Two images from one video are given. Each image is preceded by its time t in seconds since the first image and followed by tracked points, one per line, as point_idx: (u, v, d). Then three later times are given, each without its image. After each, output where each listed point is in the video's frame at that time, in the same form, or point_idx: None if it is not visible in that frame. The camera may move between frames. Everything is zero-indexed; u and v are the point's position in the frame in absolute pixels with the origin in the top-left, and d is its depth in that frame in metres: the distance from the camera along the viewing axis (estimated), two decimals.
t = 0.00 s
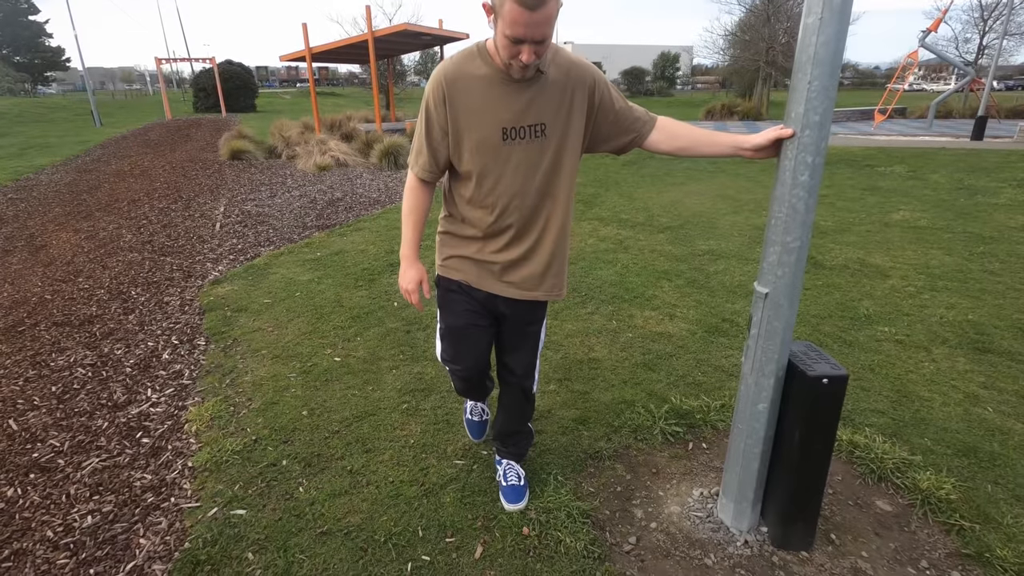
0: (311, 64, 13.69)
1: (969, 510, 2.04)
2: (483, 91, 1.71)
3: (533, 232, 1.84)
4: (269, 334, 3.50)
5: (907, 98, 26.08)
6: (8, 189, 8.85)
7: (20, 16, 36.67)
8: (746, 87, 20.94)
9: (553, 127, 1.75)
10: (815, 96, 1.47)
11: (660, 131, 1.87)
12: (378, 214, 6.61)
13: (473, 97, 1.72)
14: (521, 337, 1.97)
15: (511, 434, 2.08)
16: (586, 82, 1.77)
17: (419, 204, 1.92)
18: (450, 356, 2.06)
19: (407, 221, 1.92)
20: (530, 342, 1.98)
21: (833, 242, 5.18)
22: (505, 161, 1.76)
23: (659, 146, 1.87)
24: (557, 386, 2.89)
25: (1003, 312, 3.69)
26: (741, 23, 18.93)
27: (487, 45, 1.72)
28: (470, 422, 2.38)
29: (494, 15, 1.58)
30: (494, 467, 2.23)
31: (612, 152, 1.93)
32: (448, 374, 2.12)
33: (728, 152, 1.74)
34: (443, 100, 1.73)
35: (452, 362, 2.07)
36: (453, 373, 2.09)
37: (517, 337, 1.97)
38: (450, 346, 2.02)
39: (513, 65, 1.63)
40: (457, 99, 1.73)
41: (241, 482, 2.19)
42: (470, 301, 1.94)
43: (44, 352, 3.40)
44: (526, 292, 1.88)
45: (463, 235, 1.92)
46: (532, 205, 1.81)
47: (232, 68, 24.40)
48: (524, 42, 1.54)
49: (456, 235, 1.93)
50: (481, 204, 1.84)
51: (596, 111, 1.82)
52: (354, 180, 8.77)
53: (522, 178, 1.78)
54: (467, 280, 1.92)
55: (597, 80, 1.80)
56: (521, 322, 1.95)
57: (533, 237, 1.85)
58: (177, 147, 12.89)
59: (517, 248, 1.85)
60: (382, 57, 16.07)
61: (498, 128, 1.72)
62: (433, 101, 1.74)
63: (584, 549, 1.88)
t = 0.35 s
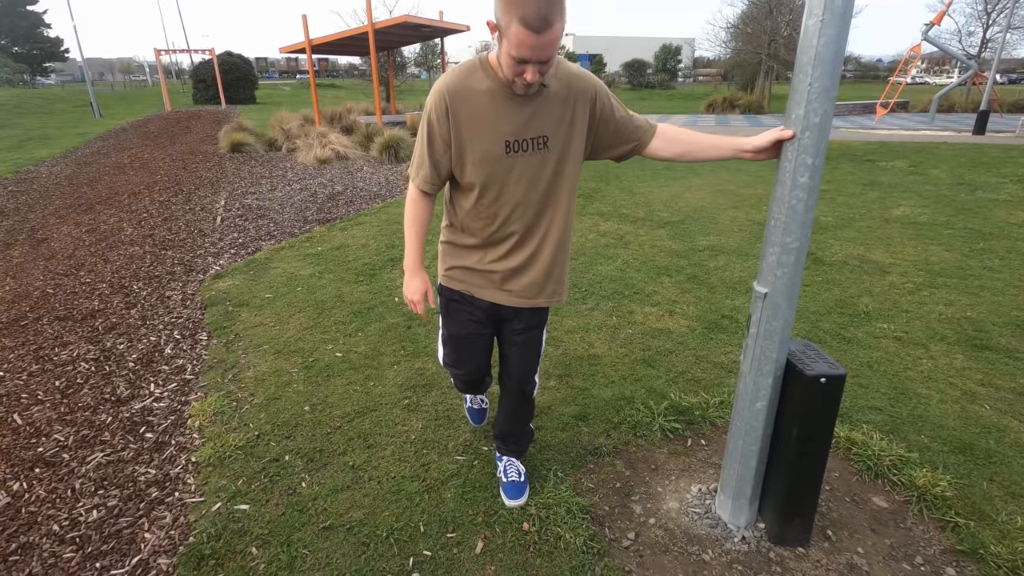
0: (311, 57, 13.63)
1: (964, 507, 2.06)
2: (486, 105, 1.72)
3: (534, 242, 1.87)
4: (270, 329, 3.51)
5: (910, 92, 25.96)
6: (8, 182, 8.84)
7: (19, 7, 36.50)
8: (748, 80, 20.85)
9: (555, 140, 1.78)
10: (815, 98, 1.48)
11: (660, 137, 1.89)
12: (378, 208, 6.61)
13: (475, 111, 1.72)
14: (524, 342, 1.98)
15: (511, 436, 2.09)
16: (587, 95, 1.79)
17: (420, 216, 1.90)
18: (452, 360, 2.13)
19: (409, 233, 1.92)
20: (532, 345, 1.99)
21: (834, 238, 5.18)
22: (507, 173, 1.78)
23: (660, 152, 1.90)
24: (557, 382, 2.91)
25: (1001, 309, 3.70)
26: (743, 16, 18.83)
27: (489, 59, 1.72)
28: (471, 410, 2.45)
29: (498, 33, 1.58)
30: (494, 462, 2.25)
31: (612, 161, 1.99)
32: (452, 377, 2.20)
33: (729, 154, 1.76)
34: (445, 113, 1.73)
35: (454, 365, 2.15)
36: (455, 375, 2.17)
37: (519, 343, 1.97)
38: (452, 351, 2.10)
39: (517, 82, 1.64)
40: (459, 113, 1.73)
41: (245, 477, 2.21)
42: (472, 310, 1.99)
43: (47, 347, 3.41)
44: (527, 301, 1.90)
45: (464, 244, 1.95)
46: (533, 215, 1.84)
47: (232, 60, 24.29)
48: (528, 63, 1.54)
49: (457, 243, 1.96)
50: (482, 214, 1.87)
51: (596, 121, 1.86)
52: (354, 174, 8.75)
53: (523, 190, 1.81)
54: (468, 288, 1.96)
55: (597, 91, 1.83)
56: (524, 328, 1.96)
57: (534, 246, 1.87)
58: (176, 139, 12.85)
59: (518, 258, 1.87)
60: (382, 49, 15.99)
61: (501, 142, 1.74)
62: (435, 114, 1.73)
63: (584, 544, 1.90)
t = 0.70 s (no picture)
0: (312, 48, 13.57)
1: (963, 501, 2.07)
2: (489, 112, 1.72)
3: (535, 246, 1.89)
4: (271, 321, 3.51)
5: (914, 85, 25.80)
6: (8, 173, 8.82)
7: None
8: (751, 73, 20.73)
9: (557, 146, 1.79)
10: (818, 92, 1.47)
11: (662, 138, 1.90)
12: (379, 201, 6.60)
13: (479, 119, 1.72)
14: (525, 340, 1.98)
15: (511, 433, 2.10)
16: (589, 100, 1.80)
17: (421, 222, 1.90)
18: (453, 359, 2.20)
19: (409, 239, 1.91)
20: (534, 343, 1.98)
21: (835, 232, 5.17)
22: (509, 179, 1.79)
23: (662, 151, 1.92)
24: (558, 375, 2.92)
25: (1003, 304, 3.70)
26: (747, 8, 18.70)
27: (492, 66, 1.71)
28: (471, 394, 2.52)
29: (503, 42, 1.57)
30: (494, 455, 2.26)
31: (614, 158, 1.99)
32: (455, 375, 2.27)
33: (732, 150, 1.75)
34: (447, 120, 1.73)
35: (455, 364, 2.21)
36: (457, 372, 2.23)
37: (521, 341, 1.98)
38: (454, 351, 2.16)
39: (522, 90, 1.64)
40: (463, 121, 1.73)
41: (246, 469, 2.22)
42: (473, 312, 2.02)
43: (48, 339, 3.42)
44: (529, 304, 1.91)
45: (465, 247, 1.97)
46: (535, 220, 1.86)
47: (232, 51, 24.17)
48: (534, 73, 1.54)
49: (457, 246, 1.98)
50: (483, 219, 1.88)
51: (597, 125, 1.87)
52: (355, 167, 8.73)
53: (525, 195, 1.83)
54: (470, 291, 1.99)
55: (599, 96, 1.83)
56: (525, 326, 1.97)
57: (535, 250, 1.89)
58: (177, 131, 12.82)
59: (519, 262, 1.89)
60: (383, 40, 15.89)
61: (505, 149, 1.75)
62: (438, 121, 1.73)
63: (583, 536, 1.91)
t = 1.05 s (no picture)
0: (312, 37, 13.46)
1: (968, 488, 2.04)
2: (490, 99, 1.67)
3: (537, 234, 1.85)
4: (269, 307, 3.48)
5: (917, 78, 25.64)
6: (6, 161, 8.77)
7: None
8: (754, 65, 20.61)
9: (560, 132, 1.75)
10: (829, 65, 1.42)
11: (667, 120, 1.86)
12: (378, 189, 6.55)
13: (480, 107, 1.68)
14: (525, 324, 1.94)
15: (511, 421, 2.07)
16: (593, 84, 1.76)
17: (421, 214, 1.84)
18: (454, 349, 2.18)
19: (409, 231, 1.86)
20: (533, 325, 1.94)
21: (839, 222, 5.13)
22: (511, 167, 1.75)
23: (667, 134, 1.87)
24: (558, 362, 2.88)
25: (1008, 293, 3.66)
26: None
27: (492, 50, 1.66)
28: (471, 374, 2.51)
29: (506, 24, 1.51)
30: (494, 441, 2.23)
31: (618, 144, 1.95)
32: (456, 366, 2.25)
33: (739, 128, 1.70)
34: (448, 108, 1.68)
35: (456, 354, 2.19)
36: (457, 362, 2.22)
37: (521, 325, 1.94)
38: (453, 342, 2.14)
39: (524, 75, 1.59)
40: (463, 109, 1.68)
41: (242, 453, 2.19)
42: (474, 301, 2.00)
43: (44, 324, 3.39)
44: (531, 292, 1.88)
45: (465, 237, 1.93)
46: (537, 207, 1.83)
47: (232, 41, 24.01)
48: (538, 56, 1.49)
49: (458, 236, 1.95)
50: (485, 208, 1.85)
51: (600, 110, 1.83)
52: (354, 155, 8.67)
53: (527, 183, 1.79)
54: (471, 280, 1.96)
55: (602, 80, 1.79)
56: (526, 309, 1.93)
57: (537, 238, 1.86)
58: (176, 120, 12.75)
59: (521, 251, 1.86)
60: (383, 29, 15.75)
61: (506, 137, 1.70)
62: (438, 109, 1.67)
63: (584, 522, 1.88)
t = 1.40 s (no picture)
0: (312, 23, 13.34)
1: (969, 477, 2.03)
2: (493, 94, 1.64)
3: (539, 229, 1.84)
4: (269, 294, 3.47)
5: (922, 68, 25.41)
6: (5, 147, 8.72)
7: None
8: (758, 53, 20.43)
9: (562, 126, 1.74)
10: (838, 47, 1.39)
11: (670, 107, 1.83)
12: (379, 177, 6.51)
13: (483, 104, 1.65)
14: (525, 311, 1.92)
15: (511, 410, 2.05)
16: (595, 76, 1.74)
17: (422, 213, 1.80)
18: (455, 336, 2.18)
19: (412, 231, 1.82)
20: (534, 311, 1.93)
21: (842, 211, 5.09)
22: (514, 162, 1.73)
23: (670, 121, 1.85)
24: (559, 350, 2.87)
25: (1011, 284, 3.64)
26: None
27: (493, 45, 1.62)
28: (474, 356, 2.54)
29: (509, 15, 1.46)
30: (494, 428, 2.22)
31: (620, 132, 1.92)
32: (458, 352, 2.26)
33: (744, 112, 1.67)
34: (449, 106, 1.64)
35: (458, 341, 2.20)
36: (458, 348, 2.22)
37: (521, 312, 1.92)
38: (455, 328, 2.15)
39: (527, 69, 1.55)
40: (465, 106, 1.64)
41: (242, 439, 2.19)
42: (475, 293, 1.99)
43: (44, 310, 3.38)
44: (534, 286, 1.88)
45: (467, 232, 1.92)
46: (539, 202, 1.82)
47: (232, 27, 23.80)
48: (543, 49, 1.45)
49: (460, 231, 1.93)
50: (487, 204, 1.83)
51: (602, 102, 1.81)
52: (355, 143, 8.62)
53: (529, 176, 1.77)
54: (473, 275, 1.95)
55: (604, 71, 1.76)
56: (526, 296, 1.91)
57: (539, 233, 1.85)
58: (175, 107, 12.67)
59: (523, 245, 1.84)
60: (384, 16, 15.59)
61: (509, 133, 1.68)
62: (439, 107, 1.63)
63: (584, 508, 1.88)
